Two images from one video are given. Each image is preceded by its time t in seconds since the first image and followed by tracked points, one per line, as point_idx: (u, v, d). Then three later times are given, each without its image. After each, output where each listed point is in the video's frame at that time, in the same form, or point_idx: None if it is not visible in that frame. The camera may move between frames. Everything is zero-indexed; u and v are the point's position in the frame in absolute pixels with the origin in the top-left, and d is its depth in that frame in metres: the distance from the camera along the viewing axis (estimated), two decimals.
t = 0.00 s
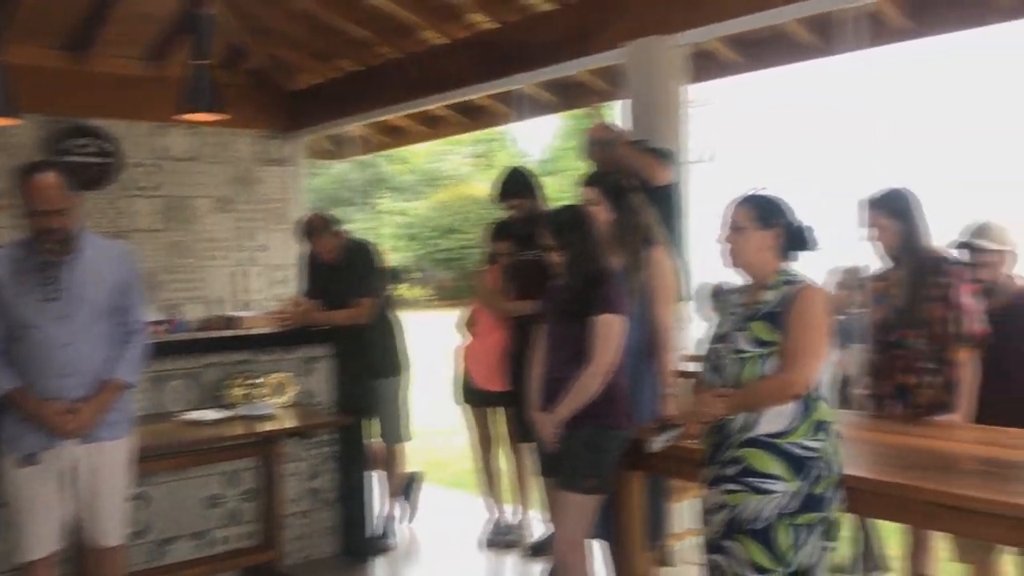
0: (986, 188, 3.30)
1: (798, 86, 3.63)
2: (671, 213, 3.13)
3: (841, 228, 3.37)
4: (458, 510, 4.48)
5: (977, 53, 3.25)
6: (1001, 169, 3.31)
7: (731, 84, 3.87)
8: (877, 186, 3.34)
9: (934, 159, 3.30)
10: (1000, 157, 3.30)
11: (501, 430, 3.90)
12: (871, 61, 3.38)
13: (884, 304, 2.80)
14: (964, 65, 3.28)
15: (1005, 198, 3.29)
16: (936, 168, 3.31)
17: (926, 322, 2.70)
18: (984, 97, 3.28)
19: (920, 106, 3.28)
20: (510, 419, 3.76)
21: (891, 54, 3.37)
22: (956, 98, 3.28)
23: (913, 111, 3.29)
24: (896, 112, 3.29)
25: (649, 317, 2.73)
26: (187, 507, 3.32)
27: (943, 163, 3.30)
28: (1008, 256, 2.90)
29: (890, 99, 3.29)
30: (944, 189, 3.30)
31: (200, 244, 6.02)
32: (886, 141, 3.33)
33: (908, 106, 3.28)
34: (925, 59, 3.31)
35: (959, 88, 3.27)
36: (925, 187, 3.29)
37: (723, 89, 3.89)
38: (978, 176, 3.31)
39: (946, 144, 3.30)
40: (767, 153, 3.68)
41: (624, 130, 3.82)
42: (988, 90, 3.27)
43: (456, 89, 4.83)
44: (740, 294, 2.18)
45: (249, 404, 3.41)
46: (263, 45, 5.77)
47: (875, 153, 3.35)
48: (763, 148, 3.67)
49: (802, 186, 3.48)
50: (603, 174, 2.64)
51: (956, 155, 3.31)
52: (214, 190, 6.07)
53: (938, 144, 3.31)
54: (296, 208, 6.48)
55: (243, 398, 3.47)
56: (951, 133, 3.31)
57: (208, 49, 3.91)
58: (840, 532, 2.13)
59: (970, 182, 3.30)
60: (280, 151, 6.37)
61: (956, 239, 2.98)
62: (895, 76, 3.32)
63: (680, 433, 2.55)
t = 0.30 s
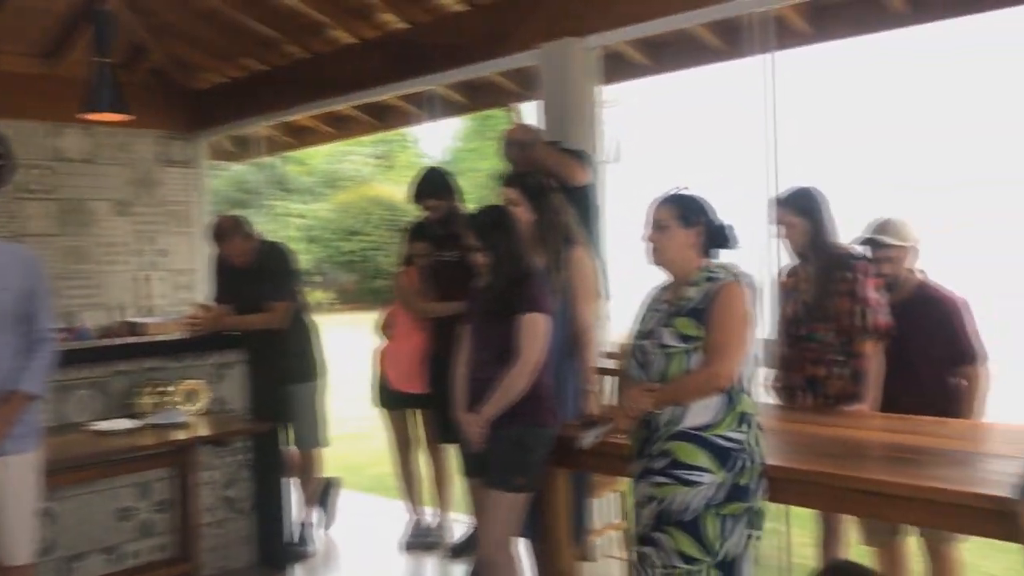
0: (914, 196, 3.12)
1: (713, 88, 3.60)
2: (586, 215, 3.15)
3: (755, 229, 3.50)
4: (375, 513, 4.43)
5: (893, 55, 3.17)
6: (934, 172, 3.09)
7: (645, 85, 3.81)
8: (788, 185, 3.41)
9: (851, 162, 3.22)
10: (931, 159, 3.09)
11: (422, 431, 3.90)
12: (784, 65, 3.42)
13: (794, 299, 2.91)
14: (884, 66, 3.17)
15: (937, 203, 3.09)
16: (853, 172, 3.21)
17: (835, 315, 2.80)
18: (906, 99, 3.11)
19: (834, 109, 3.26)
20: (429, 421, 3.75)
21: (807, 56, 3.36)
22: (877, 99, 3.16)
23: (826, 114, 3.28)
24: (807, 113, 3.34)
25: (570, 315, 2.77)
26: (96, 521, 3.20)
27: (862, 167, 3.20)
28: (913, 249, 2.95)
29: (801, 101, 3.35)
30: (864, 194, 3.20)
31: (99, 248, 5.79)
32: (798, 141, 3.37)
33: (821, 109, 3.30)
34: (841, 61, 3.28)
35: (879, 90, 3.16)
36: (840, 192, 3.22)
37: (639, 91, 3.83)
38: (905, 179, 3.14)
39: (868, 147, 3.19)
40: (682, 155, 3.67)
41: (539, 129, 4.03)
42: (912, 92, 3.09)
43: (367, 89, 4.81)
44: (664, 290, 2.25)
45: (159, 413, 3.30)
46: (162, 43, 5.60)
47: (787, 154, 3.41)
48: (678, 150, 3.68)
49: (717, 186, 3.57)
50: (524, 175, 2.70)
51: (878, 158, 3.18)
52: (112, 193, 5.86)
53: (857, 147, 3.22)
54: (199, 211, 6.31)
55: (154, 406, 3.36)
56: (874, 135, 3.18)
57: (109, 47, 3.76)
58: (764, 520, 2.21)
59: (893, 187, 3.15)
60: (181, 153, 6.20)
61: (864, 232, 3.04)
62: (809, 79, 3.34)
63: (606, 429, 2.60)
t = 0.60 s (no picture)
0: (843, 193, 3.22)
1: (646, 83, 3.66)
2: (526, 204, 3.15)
3: (687, 220, 3.57)
4: (308, 506, 4.38)
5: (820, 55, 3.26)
6: (861, 171, 3.20)
7: (581, 79, 3.84)
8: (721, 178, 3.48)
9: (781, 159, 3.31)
10: (858, 158, 3.20)
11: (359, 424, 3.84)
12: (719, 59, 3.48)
13: (725, 291, 2.98)
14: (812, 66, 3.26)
15: (864, 201, 3.21)
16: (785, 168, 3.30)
17: (767, 305, 2.87)
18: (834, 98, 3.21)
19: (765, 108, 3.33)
20: (363, 413, 3.71)
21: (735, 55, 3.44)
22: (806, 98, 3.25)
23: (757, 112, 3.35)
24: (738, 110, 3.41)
25: (511, 305, 2.78)
26: (19, 518, 3.10)
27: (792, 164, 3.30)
28: (845, 240, 3.02)
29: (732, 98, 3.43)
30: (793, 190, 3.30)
31: (16, 236, 5.59)
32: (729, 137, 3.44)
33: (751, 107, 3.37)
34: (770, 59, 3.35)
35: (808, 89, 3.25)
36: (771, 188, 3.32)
37: (574, 84, 3.86)
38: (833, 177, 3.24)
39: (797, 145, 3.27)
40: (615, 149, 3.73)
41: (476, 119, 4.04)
42: (840, 92, 3.20)
43: (300, 76, 4.74)
44: (607, 280, 2.29)
45: (85, 406, 3.20)
46: (85, 25, 5.42)
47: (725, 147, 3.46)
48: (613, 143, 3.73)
49: (649, 177, 3.65)
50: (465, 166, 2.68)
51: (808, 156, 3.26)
52: (31, 179, 5.67)
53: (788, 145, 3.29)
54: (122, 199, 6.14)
55: (79, 400, 3.25)
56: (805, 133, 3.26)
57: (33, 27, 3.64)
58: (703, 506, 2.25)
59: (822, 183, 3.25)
60: (103, 138, 6.02)
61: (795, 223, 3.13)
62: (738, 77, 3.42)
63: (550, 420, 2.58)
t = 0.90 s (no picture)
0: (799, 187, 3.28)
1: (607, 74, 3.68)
2: (488, 191, 3.15)
3: (646, 210, 3.60)
4: (268, 492, 4.37)
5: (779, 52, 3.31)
6: (816, 166, 3.28)
7: (544, 67, 3.85)
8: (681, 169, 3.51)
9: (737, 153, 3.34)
10: (817, 154, 3.27)
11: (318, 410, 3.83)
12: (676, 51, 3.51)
13: (683, 279, 3.05)
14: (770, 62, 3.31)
15: (818, 197, 3.29)
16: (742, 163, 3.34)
17: (724, 293, 2.93)
18: (794, 94, 3.27)
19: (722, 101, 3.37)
20: (323, 398, 3.71)
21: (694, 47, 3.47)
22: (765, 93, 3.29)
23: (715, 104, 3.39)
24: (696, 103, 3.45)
25: (471, 290, 2.81)
26: None
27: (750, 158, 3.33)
28: (801, 230, 3.10)
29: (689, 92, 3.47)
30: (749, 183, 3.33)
31: None
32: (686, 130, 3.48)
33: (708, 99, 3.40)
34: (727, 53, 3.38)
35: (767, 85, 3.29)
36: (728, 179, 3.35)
37: (536, 72, 3.87)
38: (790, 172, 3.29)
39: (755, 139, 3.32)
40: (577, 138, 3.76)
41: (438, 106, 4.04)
42: (800, 89, 3.25)
43: (261, 59, 4.70)
44: (568, 268, 2.31)
45: (40, 390, 3.15)
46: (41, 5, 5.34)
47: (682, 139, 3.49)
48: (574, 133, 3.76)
49: (610, 166, 3.69)
50: (426, 152, 2.71)
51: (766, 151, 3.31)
52: None
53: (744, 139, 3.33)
54: (79, 181, 6.06)
55: (33, 384, 3.20)
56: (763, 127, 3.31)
57: None
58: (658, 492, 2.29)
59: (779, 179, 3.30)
60: (59, 120, 5.94)
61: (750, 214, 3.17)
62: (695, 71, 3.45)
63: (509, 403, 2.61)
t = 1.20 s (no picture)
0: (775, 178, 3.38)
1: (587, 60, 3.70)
2: (467, 177, 3.16)
3: (624, 197, 3.60)
4: (250, 476, 4.40)
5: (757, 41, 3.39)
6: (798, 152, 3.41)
7: (525, 53, 3.85)
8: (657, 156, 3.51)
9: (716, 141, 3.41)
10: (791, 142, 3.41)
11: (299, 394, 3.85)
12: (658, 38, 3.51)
13: (659, 265, 3.09)
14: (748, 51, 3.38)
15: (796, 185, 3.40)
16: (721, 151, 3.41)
17: (699, 280, 2.97)
18: (770, 83, 3.39)
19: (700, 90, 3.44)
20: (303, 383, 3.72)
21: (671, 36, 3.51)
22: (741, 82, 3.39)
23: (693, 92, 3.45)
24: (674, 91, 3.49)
25: (446, 277, 2.86)
26: None
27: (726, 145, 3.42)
28: (776, 217, 3.12)
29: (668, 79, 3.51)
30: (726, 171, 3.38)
31: None
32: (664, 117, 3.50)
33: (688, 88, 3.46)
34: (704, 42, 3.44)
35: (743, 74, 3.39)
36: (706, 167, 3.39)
37: (516, 59, 3.87)
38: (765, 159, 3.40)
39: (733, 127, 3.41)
40: (558, 125, 3.79)
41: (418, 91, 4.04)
42: (774, 79, 3.38)
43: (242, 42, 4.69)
44: (544, 254, 2.33)
45: (19, 374, 3.13)
46: None
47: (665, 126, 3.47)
48: (557, 120, 3.79)
49: (590, 153, 3.71)
50: (404, 138, 2.72)
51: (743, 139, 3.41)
52: None
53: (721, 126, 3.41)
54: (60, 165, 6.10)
55: (10, 368, 3.18)
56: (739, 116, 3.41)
57: None
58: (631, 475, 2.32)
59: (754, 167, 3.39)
60: (39, 103, 5.92)
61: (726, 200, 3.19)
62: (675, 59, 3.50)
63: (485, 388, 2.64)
